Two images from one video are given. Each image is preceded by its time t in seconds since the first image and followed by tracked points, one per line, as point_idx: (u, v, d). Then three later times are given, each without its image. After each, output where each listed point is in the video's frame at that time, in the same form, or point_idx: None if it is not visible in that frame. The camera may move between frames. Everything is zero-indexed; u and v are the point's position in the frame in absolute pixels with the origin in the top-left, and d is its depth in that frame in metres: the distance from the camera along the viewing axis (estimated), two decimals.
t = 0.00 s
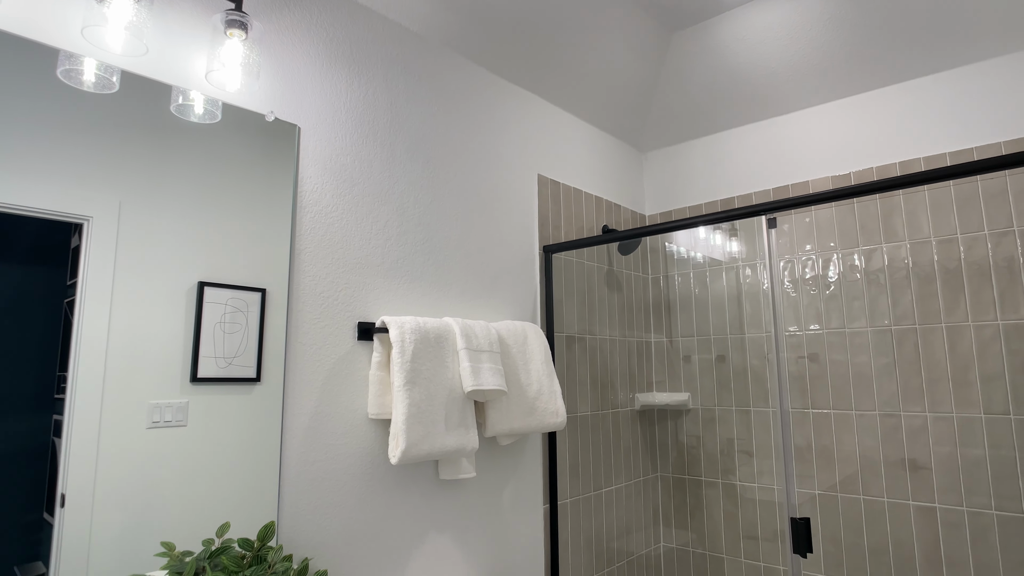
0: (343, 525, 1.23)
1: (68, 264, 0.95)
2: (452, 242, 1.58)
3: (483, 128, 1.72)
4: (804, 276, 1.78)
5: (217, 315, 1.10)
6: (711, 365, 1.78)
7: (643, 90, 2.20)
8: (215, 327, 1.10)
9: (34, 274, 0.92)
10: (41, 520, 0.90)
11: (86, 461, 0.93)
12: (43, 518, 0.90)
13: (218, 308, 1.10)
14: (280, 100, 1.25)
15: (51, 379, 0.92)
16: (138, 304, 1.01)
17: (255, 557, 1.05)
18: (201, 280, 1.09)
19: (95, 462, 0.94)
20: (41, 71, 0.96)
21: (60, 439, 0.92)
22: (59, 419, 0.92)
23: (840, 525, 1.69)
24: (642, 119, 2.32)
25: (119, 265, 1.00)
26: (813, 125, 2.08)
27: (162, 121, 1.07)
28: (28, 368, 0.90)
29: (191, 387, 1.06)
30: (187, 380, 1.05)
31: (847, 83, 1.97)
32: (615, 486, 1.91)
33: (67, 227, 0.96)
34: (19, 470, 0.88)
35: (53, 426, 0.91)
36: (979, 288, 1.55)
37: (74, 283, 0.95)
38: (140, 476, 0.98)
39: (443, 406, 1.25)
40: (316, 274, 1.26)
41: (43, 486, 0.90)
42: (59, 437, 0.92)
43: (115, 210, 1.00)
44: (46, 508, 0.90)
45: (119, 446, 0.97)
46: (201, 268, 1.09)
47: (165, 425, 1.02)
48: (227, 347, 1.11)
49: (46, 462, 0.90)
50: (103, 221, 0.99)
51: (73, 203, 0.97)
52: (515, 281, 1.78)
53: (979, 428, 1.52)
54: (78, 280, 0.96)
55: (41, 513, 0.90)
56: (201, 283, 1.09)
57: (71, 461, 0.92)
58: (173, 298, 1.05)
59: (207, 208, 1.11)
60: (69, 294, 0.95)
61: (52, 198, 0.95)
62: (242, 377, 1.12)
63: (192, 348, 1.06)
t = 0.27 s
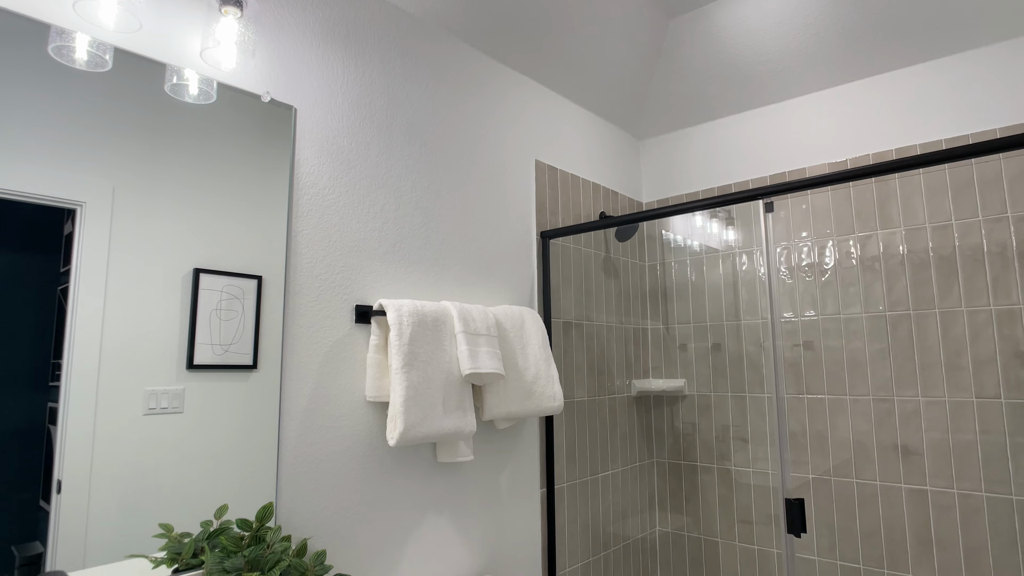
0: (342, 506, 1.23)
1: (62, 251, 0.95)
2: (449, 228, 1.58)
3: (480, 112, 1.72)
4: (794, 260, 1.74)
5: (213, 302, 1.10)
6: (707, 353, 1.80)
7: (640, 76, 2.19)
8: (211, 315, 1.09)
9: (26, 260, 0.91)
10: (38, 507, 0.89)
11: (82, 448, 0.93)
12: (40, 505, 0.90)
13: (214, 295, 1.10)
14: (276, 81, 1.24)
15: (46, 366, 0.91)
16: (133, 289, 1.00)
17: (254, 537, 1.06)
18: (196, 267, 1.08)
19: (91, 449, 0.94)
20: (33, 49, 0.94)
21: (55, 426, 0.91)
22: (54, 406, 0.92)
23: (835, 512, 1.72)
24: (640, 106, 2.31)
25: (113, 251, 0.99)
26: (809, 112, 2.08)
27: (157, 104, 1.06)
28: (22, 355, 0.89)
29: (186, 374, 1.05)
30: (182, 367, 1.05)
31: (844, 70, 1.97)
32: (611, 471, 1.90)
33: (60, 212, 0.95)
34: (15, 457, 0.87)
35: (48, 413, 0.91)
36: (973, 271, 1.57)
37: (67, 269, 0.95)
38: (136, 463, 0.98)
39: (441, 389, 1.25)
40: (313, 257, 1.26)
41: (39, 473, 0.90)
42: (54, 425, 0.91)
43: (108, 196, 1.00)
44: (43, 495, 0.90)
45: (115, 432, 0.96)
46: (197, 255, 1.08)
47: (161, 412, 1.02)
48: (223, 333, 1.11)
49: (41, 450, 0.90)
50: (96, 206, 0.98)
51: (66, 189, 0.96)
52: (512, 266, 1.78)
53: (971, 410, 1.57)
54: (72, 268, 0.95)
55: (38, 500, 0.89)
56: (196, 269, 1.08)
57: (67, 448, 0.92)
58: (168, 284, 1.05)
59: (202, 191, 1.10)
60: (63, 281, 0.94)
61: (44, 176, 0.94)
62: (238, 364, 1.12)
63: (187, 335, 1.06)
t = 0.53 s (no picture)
0: (340, 486, 1.24)
1: (53, 236, 0.93)
2: (445, 212, 1.57)
3: (476, 95, 1.71)
4: (789, 243, 1.75)
5: (208, 286, 1.09)
6: (701, 337, 1.82)
7: (637, 59, 2.18)
8: (205, 297, 1.09)
9: (15, 244, 0.89)
10: (33, 492, 0.89)
11: (77, 433, 0.93)
12: (35, 490, 0.89)
13: (208, 280, 1.09)
14: (270, 58, 1.23)
15: (38, 352, 0.91)
16: (126, 274, 0.99)
17: (251, 516, 1.05)
18: (190, 251, 1.07)
19: (85, 434, 0.93)
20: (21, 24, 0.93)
21: (49, 411, 0.91)
22: (48, 391, 0.91)
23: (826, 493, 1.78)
24: (636, 90, 2.30)
25: (105, 234, 0.98)
26: (805, 98, 2.08)
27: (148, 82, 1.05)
28: (14, 340, 0.89)
29: (181, 359, 1.05)
30: (177, 351, 1.04)
31: (840, 55, 1.97)
32: (605, 454, 1.92)
33: (51, 196, 0.94)
34: (9, 443, 0.87)
35: (42, 399, 0.91)
36: (964, 256, 1.58)
37: (59, 255, 0.93)
38: (130, 448, 0.98)
39: (438, 370, 1.25)
40: (308, 238, 1.25)
41: (33, 458, 0.89)
42: (48, 410, 0.91)
43: (99, 180, 0.98)
44: (38, 481, 0.89)
45: (109, 417, 0.96)
46: (191, 239, 1.07)
47: (156, 397, 1.01)
48: (218, 318, 1.10)
49: (36, 435, 0.89)
50: (87, 189, 0.97)
51: (57, 171, 0.95)
52: (508, 250, 1.78)
53: (960, 392, 1.61)
54: (63, 253, 0.94)
55: (33, 485, 0.89)
56: (191, 254, 1.07)
57: (62, 434, 0.92)
58: (162, 269, 1.04)
59: (196, 172, 1.09)
60: (54, 266, 0.93)
61: (35, 153, 0.93)
62: (234, 349, 1.12)
63: (182, 319, 1.05)
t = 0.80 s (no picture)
0: (335, 462, 1.25)
1: (41, 217, 0.92)
2: (438, 191, 1.57)
3: (469, 74, 1.69)
4: (783, 227, 1.80)
5: (199, 268, 1.08)
6: (694, 322, 1.80)
7: (631, 39, 2.16)
8: (197, 280, 1.08)
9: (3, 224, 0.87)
10: (25, 476, 0.88)
11: (69, 414, 0.92)
12: (27, 473, 0.88)
13: (200, 261, 1.09)
14: (260, 32, 1.21)
15: (28, 333, 0.89)
16: (115, 255, 0.98)
17: (245, 489, 1.06)
18: (181, 233, 1.06)
19: (77, 415, 0.93)
20: None
21: (40, 394, 0.90)
22: (39, 373, 0.90)
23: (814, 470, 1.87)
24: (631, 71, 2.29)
25: (94, 214, 0.97)
26: (798, 79, 2.08)
27: (135, 56, 1.04)
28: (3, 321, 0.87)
29: (174, 341, 1.04)
30: (170, 334, 1.04)
31: (834, 36, 1.97)
32: (597, 434, 1.94)
33: (38, 175, 0.92)
34: None
35: (33, 380, 0.89)
36: (952, 236, 1.57)
37: (47, 236, 0.92)
38: (122, 428, 0.98)
39: (431, 347, 1.26)
40: (300, 214, 1.24)
41: (24, 441, 0.88)
42: (39, 392, 0.90)
43: (87, 159, 0.97)
44: (29, 463, 0.88)
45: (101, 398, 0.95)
46: (182, 219, 1.07)
47: (148, 378, 1.01)
48: (210, 300, 1.09)
49: (27, 417, 0.88)
50: (75, 168, 0.96)
51: (43, 150, 0.93)
52: (502, 231, 1.78)
53: (947, 370, 1.62)
54: (51, 234, 0.92)
55: (24, 468, 0.88)
56: (181, 235, 1.07)
57: (53, 416, 0.91)
58: (153, 250, 1.03)
59: (185, 149, 1.08)
60: (43, 247, 0.91)
61: (19, 125, 0.91)
62: (226, 331, 1.11)
63: (174, 301, 1.05)
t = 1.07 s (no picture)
0: (326, 437, 1.26)
1: (25, 197, 0.91)
2: (428, 169, 1.56)
3: (460, 51, 1.68)
4: (773, 207, 1.79)
5: (188, 248, 1.07)
6: (685, 303, 1.82)
7: (623, 18, 2.14)
8: (186, 259, 1.07)
9: None
10: (15, 455, 0.89)
11: (57, 394, 0.92)
12: (16, 453, 0.89)
13: (189, 241, 1.08)
14: (245, 2, 1.19)
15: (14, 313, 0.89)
16: (102, 234, 0.97)
17: (237, 464, 1.05)
18: (169, 212, 1.05)
19: (66, 395, 0.93)
20: None
21: (28, 374, 0.90)
22: (26, 354, 0.90)
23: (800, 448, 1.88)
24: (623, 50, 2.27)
25: (79, 193, 0.96)
26: (790, 58, 2.08)
27: (119, 27, 1.02)
28: None
29: (163, 321, 1.04)
30: (159, 314, 1.03)
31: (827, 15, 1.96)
32: (588, 412, 1.94)
33: (22, 153, 0.91)
34: None
35: (20, 360, 0.89)
36: (942, 215, 1.60)
37: (32, 216, 0.91)
38: (113, 408, 0.97)
39: (422, 323, 1.26)
40: (289, 189, 1.23)
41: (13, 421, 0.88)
42: (27, 372, 0.90)
43: (72, 137, 0.96)
44: (19, 443, 0.89)
45: (90, 378, 0.95)
46: (169, 198, 1.06)
47: (138, 358, 1.00)
48: (200, 280, 1.09)
49: (15, 397, 0.88)
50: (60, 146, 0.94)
51: (26, 127, 0.92)
52: (493, 210, 1.78)
53: (932, 349, 1.66)
54: (36, 214, 0.92)
55: (14, 448, 0.89)
56: (169, 215, 1.06)
57: (42, 396, 0.91)
58: (141, 230, 1.02)
59: (171, 126, 1.07)
60: (28, 228, 0.91)
61: None
62: (216, 312, 1.11)
63: (163, 281, 1.04)
